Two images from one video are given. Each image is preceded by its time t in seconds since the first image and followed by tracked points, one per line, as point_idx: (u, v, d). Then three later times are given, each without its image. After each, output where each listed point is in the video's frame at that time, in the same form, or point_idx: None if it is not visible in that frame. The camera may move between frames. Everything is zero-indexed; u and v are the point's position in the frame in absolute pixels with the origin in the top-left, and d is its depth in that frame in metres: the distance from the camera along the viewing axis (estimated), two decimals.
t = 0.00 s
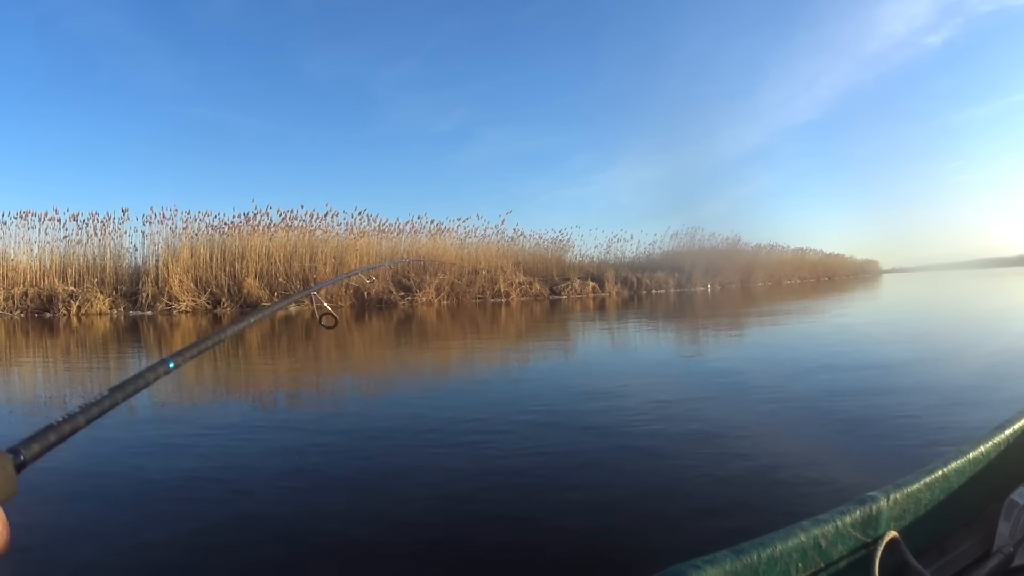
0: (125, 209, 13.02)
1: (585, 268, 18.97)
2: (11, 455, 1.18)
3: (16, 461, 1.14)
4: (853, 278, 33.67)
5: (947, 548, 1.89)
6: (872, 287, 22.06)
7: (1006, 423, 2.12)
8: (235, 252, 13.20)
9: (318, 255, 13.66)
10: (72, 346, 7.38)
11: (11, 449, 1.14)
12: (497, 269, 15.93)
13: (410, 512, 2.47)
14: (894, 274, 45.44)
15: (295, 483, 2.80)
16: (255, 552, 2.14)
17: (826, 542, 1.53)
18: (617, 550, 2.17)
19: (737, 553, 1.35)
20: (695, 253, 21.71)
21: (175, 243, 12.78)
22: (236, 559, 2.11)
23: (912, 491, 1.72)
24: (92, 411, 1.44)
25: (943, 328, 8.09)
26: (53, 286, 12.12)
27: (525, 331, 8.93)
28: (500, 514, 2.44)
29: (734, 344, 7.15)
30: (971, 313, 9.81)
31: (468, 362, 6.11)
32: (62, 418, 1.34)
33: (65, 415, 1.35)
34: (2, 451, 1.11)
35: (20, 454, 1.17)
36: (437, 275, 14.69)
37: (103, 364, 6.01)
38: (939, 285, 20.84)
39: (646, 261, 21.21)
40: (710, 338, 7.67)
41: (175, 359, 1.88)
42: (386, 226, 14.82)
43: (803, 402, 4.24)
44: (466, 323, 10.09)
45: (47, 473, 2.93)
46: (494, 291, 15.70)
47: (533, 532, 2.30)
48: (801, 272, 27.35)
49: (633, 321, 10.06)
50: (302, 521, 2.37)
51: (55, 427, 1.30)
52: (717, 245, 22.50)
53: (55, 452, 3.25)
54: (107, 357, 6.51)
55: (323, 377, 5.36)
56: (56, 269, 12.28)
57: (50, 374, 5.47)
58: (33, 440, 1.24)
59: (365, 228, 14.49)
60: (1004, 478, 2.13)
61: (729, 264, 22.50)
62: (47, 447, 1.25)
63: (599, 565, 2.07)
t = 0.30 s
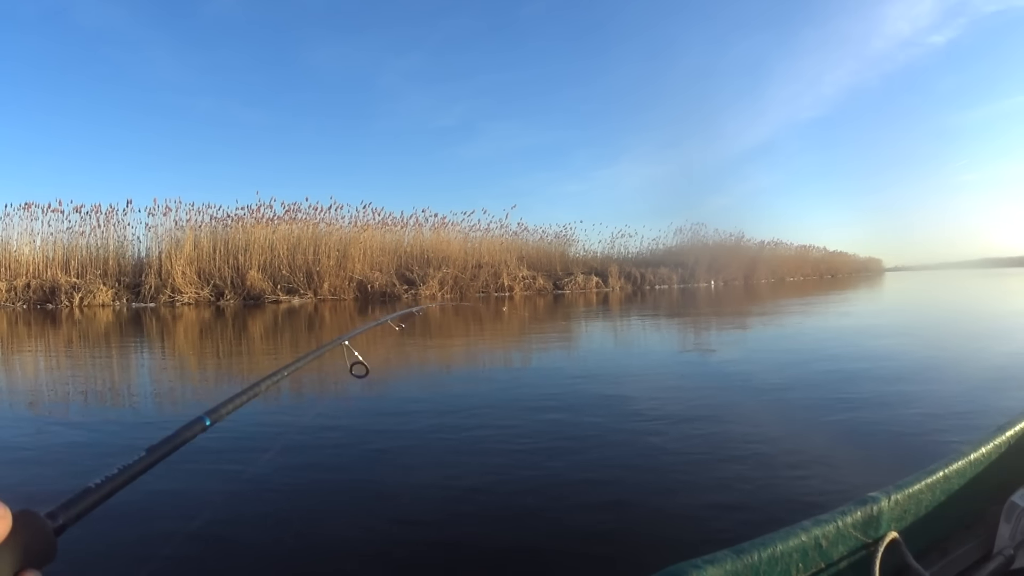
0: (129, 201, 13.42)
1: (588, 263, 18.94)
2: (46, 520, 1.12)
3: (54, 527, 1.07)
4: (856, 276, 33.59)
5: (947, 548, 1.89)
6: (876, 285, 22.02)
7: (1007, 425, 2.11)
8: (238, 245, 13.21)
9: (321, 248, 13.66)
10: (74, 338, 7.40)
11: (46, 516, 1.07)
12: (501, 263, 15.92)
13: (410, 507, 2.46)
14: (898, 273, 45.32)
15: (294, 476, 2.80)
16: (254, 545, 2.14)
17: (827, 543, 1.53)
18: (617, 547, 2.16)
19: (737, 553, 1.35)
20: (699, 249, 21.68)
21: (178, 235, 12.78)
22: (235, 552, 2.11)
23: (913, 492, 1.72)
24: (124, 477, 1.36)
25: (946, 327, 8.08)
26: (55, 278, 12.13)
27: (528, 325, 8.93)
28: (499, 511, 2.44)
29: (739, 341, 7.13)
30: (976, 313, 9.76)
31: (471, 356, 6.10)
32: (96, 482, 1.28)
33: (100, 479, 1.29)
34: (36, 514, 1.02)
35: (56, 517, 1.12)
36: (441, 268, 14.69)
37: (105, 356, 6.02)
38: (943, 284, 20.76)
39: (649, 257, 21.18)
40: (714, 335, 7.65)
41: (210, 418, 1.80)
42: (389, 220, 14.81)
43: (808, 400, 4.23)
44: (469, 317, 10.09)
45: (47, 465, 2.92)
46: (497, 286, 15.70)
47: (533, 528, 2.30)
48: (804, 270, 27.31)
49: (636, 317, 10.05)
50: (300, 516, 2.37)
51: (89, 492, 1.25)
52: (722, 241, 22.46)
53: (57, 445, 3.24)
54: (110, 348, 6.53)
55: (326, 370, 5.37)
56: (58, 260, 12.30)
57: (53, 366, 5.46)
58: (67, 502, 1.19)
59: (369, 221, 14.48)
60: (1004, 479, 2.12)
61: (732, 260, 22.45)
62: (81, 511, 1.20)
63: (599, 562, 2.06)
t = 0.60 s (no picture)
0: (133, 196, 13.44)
1: (592, 258, 18.95)
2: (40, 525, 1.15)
3: (46, 535, 1.10)
4: (861, 272, 33.49)
5: (948, 549, 1.89)
6: (880, 281, 21.97)
7: (1008, 426, 2.11)
8: (242, 239, 13.24)
9: (325, 242, 13.68)
10: (78, 332, 7.44)
11: (39, 525, 1.09)
12: (504, 257, 15.93)
13: (411, 502, 2.47)
14: (902, 270, 45.22)
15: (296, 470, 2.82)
16: (254, 541, 2.14)
17: (825, 542, 1.53)
18: (617, 544, 2.16)
19: (735, 551, 1.35)
20: (703, 244, 21.67)
21: (182, 229, 12.79)
22: (237, 545, 2.12)
23: (913, 492, 1.72)
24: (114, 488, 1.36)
25: (950, 324, 8.06)
26: (59, 272, 12.16)
27: (532, 319, 8.94)
28: (500, 506, 2.45)
29: (742, 336, 7.12)
30: (980, 310, 9.75)
31: (474, 350, 6.12)
32: (86, 493, 1.29)
33: (91, 489, 1.30)
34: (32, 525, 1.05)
35: (51, 526, 1.14)
36: (445, 262, 14.70)
37: (109, 349, 6.05)
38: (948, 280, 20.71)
39: (653, 252, 21.18)
40: (717, 330, 7.66)
41: (199, 429, 1.76)
42: (393, 214, 14.82)
43: (809, 395, 4.25)
44: (472, 311, 10.11)
45: (50, 460, 2.93)
46: (501, 280, 15.73)
47: (533, 524, 2.30)
48: (808, 266, 27.28)
49: (639, 312, 10.05)
50: (302, 511, 2.39)
51: (81, 502, 1.26)
52: (726, 236, 22.42)
53: (60, 440, 3.25)
54: (114, 342, 6.55)
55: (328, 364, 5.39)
56: (62, 254, 12.33)
57: (56, 360, 5.48)
58: (61, 511, 1.20)
59: (373, 215, 14.49)
60: (1006, 480, 2.12)
61: (736, 255, 22.42)
62: (75, 519, 1.21)
63: (598, 559, 2.06)
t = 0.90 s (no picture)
0: (134, 195, 13.38)
1: (594, 255, 18.94)
2: (39, 541, 1.10)
3: (45, 551, 1.05)
4: (864, 268, 33.47)
5: (947, 543, 1.89)
6: (883, 277, 21.94)
7: (1007, 422, 2.11)
8: (244, 238, 13.24)
9: (327, 240, 13.69)
10: (80, 331, 7.45)
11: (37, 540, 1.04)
12: (507, 255, 15.94)
13: (412, 498, 2.47)
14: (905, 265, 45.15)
15: (297, 467, 2.82)
16: (257, 537, 2.15)
17: (826, 536, 1.53)
18: (618, 539, 2.16)
19: (736, 546, 1.36)
20: (705, 240, 21.66)
21: (183, 228, 12.79)
22: (239, 541, 2.13)
23: (912, 487, 1.72)
24: (112, 500, 1.29)
25: (952, 320, 8.06)
26: (60, 271, 12.16)
27: (534, 317, 8.94)
28: (500, 501, 2.46)
29: (744, 332, 7.11)
30: (982, 306, 9.75)
31: (477, 348, 6.13)
32: (85, 506, 1.22)
33: (89, 502, 1.23)
34: (32, 538, 1.00)
35: (49, 540, 1.09)
36: (447, 260, 14.71)
37: (110, 349, 6.06)
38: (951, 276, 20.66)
39: (655, 249, 21.17)
40: (720, 327, 7.65)
41: (191, 441, 1.68)
42: (395, 211, 14.82)
43: (812, 391, 4.25)
44: (475, 309, 10.12)
45: (51, 460, 2.93)
46: (504, 278, 15.75)
47: (535, 520, 2.30)
48: (810, 263, 27.25)
49: (642, 309, 10.05)
50: (303, 506, 2.39)
51: (80, 514, 1.20)
52: (728, 233, 22.40)
53: (61, 440, 3.25)
54: (116, 342, 6.56)
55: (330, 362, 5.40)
56: (63, 254, 12.34)
57: (57, 360, 5.48)
58: (60, 523, 1.15)
59: (375, 213, 14.49)
60: (1005, 476, 2.13)
61: (739, 252, 22.42)
62: (75, 532, 1.16)
63: (597, 554, 2.06)
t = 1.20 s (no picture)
0: (134, 197, 13.18)
1: (597, 255, 18.96)
2: (45, 543, 1.08)
3: (52, 552, 1.03)
4: (867, 267, 33.45)
5: (948, 541, 1.89)
6: (885, 276, 21.94)
7: (1007, 420, 2.11)
8: (246, 240, 13.27)
9: (329, 242, 13.72)
10: (82, 334, 7.46)
11: (45, 541, 1.03)
12: (509, 255, 15.96)
13: (413, 499, 2.48)
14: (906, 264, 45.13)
15: (298, 468, 2.83)
16: (259, 539, 2.15)
17: (826, 534, 1.54)
18: (619, 540, 2.16)
19: (736, 545, 1.36)
20: (707, 240, 21.66)
21: (185, 231, 12.81)
22: (242, 542, 2.13)
23: (913, 485, 1.72)
24: (118, 502, 1.29)
25: (955, 319, 8.07)
26: (62, 274, 12.18)
27: (537, 318, 8.95)
28: (502, 502, 2.46)
29: (746, 332, 7.12)
30: (985, 305, 9.75)
31: (479, 349, 6.14)
32: (89, 509, 1.22)
33: (94, 505, 1.23)
34: (38, 540, 0.98)
35: (55, 542, 1.07)
36: (450, 261, 14.74)
37: (113, 352, 6.07)
38: (954, 275, 20.66)
39: (658, 249, 21.17)
40: (723, 327, 7.65)
41: (197, 441, 1.68)
42: (398, 213, 14.85)
43: (816, 391, 4.24)
44: (478, 310, 10.14)
45: (53, 464, 2.93)
46: (506, 279, 15.79)
47: (536, 521, 2.30)
48: (812, 262, 27.25)
49: (645, 309, 10.05)
50: (305, 507, 2.40)
51: (85, 517, 1.19)
52: (731, 233, 22.40)
53: (63, 443, 3.25)
54: (118, 345, 6.58)
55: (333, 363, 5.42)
56: (66, 257, 12.36)
57: (60, 363, 5.48)
58: (63, 527, 1.14)
59: (377, 215, 14.52)
60: (1006, 474, 2.13)
61: (741, 252, 22.41)
62: (81, 534, 1.15)
63: (599, 554, 2.06)
